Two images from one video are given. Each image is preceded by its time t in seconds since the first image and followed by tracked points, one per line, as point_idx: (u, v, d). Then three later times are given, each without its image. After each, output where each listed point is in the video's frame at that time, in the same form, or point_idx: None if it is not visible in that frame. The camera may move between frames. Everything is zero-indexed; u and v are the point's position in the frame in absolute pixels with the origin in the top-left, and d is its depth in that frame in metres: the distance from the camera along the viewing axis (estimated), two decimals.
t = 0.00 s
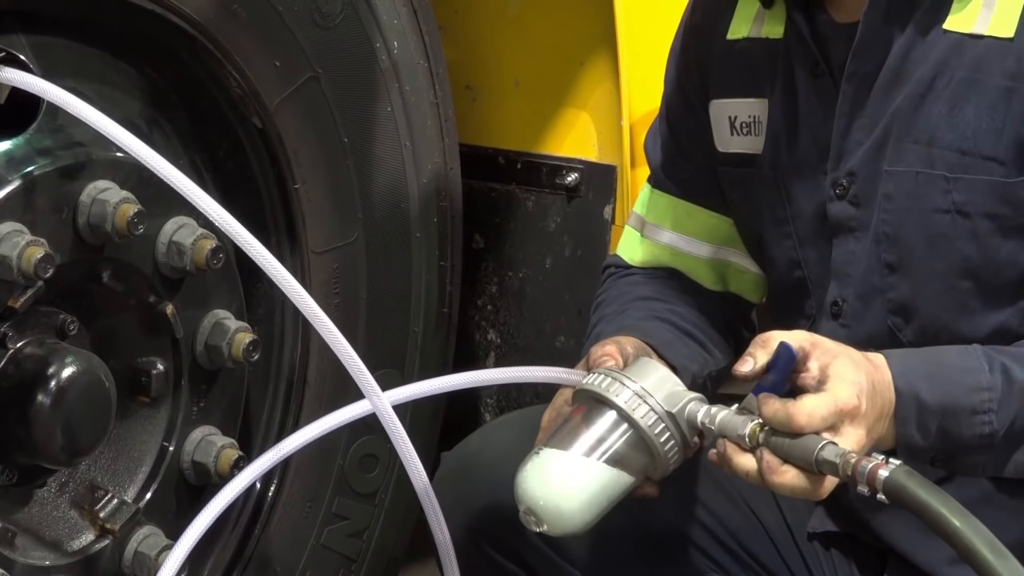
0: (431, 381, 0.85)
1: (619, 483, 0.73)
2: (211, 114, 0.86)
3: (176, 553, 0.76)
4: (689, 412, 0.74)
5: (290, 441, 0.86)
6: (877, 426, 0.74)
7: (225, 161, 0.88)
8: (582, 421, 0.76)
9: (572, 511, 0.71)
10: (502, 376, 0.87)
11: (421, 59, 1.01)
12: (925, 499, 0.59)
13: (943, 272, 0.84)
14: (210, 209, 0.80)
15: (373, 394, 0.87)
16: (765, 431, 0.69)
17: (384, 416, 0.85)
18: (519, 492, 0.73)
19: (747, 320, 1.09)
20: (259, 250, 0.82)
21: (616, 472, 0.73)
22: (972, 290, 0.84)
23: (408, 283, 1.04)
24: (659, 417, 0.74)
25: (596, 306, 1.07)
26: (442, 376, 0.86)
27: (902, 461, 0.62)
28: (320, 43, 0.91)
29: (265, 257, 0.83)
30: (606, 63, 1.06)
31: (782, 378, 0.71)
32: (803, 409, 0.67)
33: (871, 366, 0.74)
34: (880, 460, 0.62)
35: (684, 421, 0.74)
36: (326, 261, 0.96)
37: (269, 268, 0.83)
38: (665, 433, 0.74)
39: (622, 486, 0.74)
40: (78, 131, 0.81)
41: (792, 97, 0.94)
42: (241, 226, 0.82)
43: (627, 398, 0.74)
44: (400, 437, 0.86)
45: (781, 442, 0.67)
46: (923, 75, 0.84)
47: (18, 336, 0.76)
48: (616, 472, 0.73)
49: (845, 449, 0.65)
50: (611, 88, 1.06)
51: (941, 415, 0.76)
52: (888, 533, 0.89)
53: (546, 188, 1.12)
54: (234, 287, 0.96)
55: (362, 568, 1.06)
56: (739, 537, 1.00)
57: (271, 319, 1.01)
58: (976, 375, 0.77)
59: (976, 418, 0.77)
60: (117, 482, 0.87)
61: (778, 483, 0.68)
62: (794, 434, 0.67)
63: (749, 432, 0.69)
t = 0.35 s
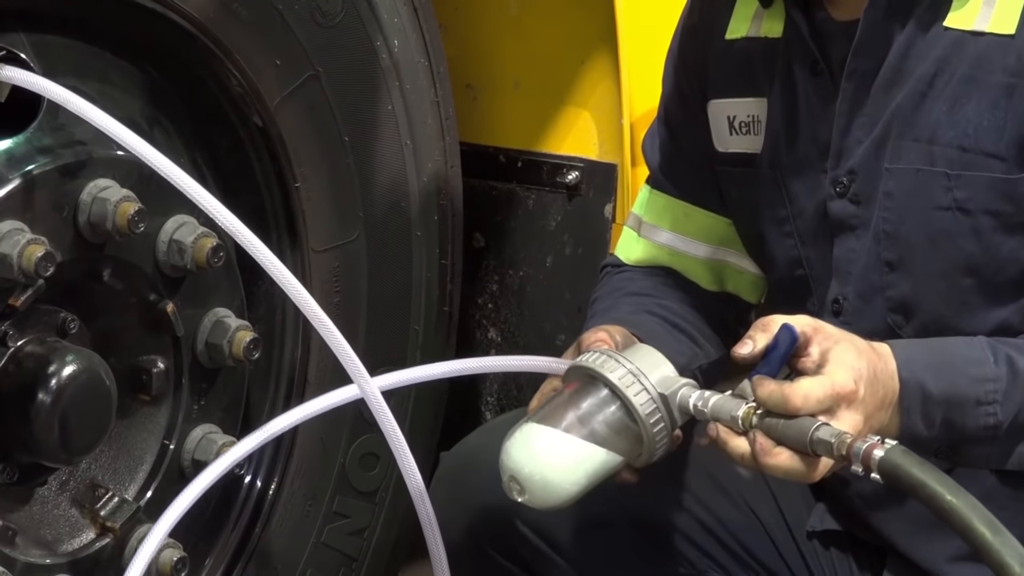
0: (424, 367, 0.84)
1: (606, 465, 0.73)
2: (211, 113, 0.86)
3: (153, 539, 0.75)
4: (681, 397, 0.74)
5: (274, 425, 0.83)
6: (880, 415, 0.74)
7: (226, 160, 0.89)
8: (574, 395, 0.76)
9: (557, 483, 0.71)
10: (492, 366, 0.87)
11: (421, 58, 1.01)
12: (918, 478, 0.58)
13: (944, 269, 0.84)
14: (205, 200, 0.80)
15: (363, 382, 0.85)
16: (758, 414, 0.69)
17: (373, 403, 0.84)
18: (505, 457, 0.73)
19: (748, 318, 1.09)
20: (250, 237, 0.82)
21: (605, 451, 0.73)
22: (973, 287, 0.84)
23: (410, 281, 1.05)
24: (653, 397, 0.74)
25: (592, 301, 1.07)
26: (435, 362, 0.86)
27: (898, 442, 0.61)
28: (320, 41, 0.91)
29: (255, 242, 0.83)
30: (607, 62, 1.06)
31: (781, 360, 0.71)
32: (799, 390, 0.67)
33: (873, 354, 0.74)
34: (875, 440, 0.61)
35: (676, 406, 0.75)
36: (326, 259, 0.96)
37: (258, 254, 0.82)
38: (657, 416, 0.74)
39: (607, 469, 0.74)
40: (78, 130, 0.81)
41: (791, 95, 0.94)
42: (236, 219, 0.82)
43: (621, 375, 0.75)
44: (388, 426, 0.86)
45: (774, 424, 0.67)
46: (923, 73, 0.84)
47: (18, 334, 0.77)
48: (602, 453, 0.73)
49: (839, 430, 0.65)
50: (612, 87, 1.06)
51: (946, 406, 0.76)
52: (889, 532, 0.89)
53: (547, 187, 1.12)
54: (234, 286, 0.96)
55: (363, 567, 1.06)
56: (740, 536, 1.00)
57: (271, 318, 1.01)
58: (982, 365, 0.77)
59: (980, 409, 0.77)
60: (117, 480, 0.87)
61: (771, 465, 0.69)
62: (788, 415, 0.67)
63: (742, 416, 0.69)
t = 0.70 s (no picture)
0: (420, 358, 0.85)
1: (601, 458, 0.74)
2: (210, 111, 0.86)
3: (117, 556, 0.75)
4: (680, 391, 0.74)
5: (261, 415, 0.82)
6: (887, 414, 0.74)
7: (225, 158, 0.89)
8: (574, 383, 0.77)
9: (551, 468, 0.71)
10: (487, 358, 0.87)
11: (421, 56, 1.01)
12: (918, 474, 0.58)
13: (945, 267, 0.84)
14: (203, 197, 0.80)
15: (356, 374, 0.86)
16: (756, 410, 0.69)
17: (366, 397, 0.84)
18: (500, 438, 0.73)
19: (749, 317, 1.09)
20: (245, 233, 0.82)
21: (600, 442, 0.73)
22: (975, 285, 0.84)
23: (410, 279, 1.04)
24: (652, 389, 0.74)
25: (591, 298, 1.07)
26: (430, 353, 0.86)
27: (898, 439, 0.61)
28: (320, 39, 0.91)
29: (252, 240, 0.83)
30: (607, 59, 1.06)
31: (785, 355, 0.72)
32: (798, 385, 0.68)
33: (879, 352, 0.74)
34: (875, 437, 0.61)
35: (674, 400, 0.75)
36: (326, 257, 0.96)
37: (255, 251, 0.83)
38: (654, 407, 0.74)
39: (601, 462, 0.74)
40: (78, 128, 0.81)
41: (790, 93, 0.94)
42: (233, 218, 0.82)
43: (622, 364, 0.75)
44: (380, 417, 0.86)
45: (775, 420, 0.67)
46: (923, 70, 0.84)
47: (19, 332, 0.77)
48: (599, 444, 0.73)
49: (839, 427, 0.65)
50: (611, 85, 1.06)
51: (956, 404, 0.76)
52: (890, 530, 0.89)
53: (547, 185, 1.12)
54: (234, 285, 0.96)
55: (362, 565, 1.06)
56: (742, 533, 1.00)
57: (271, 317, 1.01)
58: (993, 364, 0.77)
59: (991, 407, 0.77)
60: (117, 479, 0.87)
61: (770, 460, 0.69)
62: (787, 410, 0.68)
63: (740, 413, 0.69)
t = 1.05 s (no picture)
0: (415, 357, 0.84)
1: (587, 455, 0.73)
2: (209, 112, 0.86)
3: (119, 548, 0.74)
4: (672, 393, 0.75)
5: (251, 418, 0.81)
6: (888, 415, 0.75)
7: (225, 158, 0.89)
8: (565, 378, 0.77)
9: (541, 461, 0.70)
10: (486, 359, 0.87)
11: (420, 56, 1.00)
12: (904, 480, 0.59)
13: (945, 269, 0.84)
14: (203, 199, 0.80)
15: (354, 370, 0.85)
16: (748, 414, 0.69)
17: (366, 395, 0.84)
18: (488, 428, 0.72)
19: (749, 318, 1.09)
20: (245, 234, 0.82)
21: (588, 437, 0.73)
22: (975, 287, 0.84)
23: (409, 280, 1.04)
24: (644, 389, 0.74)
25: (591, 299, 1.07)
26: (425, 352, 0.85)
27: (886, 444, 0.62)
28: (319, 40, 0.91)
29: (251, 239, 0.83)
30: (607, 60, 1.05)
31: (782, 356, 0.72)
32: (797, 390, 0.68)
33: (880, 353, 0.74)
34: (863, 442, 0.62)
35: (666, 402, 0.75)
36: (325, 259, 0.96)
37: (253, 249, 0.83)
38: (645, 406, 0.74)
39: (586, 460, 0.74)
40: (78, 129, 0.81)
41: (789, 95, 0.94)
42: (232, 218, 0.83)
43: (615, 362, 0.76)
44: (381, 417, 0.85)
45: (765, 423, 0.68)
46: (921, 72, 0.84)
47: (18, 333, 0.77)
48: (586, 439, 0.73)
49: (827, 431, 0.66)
50: (611, 85, 1.06)
51: (958, 404, 0.76)
52: (890, 531, 0.89)
53: (547, 185, 1.12)
54: (234, 286, 0.96)
55: (362, 565, 1.06)
56: (742, 534, 1.00)
57: (271, 317, 1.01)
58: (995, 365, 0.78)
59: (993, 408, 0.78)
60: (117, 479, 0.87)
61: (760, 464, 0.69)
62: (791, 413, 0.68)
63: (732, 416, 0.70)
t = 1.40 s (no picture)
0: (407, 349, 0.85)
1: (589, 445, 0.73)
2: (209, 111, 0.86)
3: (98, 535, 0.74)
4: (677, 392, 0.75)
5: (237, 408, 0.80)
6: (895, 419, 0.74)
7: (225, 157, 0.89)
8: (571, 368, 0.77)
9: (542, 445, 0.70)
10: (477, 353, 0.87)
11: (421, 56, 1.00)
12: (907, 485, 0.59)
13: (946, 271, 0.84)
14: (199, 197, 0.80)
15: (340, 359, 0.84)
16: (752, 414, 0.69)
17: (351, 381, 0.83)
18: (491, 412, 0.72)
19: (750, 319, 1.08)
20: (244, 233, 0.82)
21: (589, 429, 0.73)
22: (976, 289, 0.84)
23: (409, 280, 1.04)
24: (650, 386, 0.75)
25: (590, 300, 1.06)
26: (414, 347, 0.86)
27: (889, 449, 0.62)
28: (320, 39, 0.90)
29: (246, 236, 0.83)
30: (607, 58, 1.05)
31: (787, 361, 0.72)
32: (802, 394, 0.68)
33: (887, 357, 0.74)
34: (868, 447, 0.62)
35: (671, 400, 0.75)
36: (325, 258, 0.96)
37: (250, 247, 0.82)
38: (650, 403, 0.74)
39: (588, 451, 0.74)
40: (78, 128, 0.81)
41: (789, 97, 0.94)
42: (231, 217, 0.83)
43: (623, 355, 0.76)
44: (369, 411, 0.85)
45: (768, 424, 0.68)
46: (921, 74, 0.84)
47: (18, 332, 0.76)
48: (588, 430, 0.73)
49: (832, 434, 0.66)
50: (612, 84, 1.06)
51: (966, 406, 0.76)
52: (893, 531, 0.89)
53: (547, 184, 1.11)
54: (235, 285, 0.96)
55: (363, 565, 1.06)
56: (744, 535, 1.00)
57: (271, 317, 1.01)
58: (1002, 366, 0.77)
59: (1000, 409, 0.77)
60: (117, 479, 0.87)
61: (764, 466, 0.70)
62: (798, 418, 0.68)
63: (736, 417, 0.69)
